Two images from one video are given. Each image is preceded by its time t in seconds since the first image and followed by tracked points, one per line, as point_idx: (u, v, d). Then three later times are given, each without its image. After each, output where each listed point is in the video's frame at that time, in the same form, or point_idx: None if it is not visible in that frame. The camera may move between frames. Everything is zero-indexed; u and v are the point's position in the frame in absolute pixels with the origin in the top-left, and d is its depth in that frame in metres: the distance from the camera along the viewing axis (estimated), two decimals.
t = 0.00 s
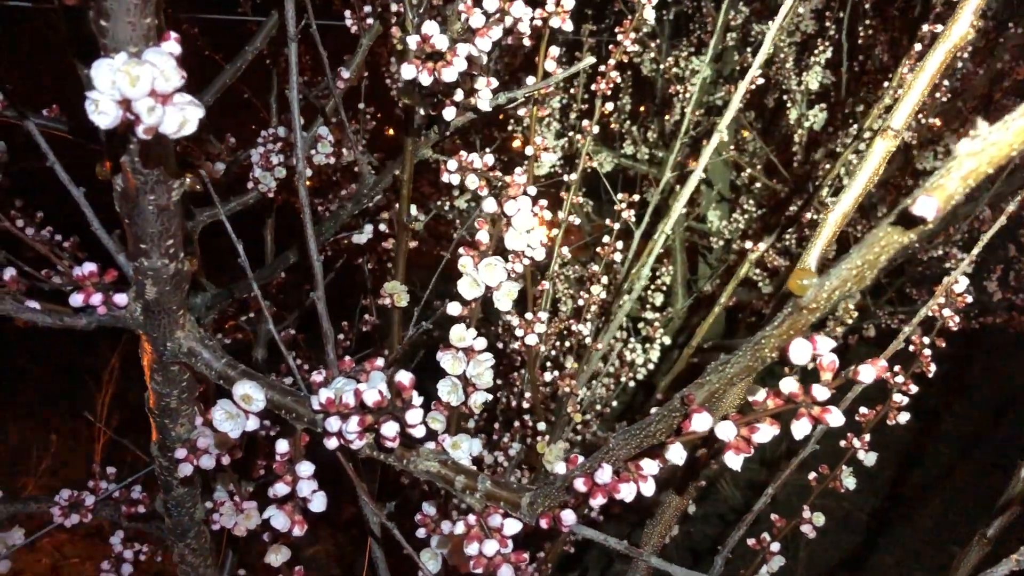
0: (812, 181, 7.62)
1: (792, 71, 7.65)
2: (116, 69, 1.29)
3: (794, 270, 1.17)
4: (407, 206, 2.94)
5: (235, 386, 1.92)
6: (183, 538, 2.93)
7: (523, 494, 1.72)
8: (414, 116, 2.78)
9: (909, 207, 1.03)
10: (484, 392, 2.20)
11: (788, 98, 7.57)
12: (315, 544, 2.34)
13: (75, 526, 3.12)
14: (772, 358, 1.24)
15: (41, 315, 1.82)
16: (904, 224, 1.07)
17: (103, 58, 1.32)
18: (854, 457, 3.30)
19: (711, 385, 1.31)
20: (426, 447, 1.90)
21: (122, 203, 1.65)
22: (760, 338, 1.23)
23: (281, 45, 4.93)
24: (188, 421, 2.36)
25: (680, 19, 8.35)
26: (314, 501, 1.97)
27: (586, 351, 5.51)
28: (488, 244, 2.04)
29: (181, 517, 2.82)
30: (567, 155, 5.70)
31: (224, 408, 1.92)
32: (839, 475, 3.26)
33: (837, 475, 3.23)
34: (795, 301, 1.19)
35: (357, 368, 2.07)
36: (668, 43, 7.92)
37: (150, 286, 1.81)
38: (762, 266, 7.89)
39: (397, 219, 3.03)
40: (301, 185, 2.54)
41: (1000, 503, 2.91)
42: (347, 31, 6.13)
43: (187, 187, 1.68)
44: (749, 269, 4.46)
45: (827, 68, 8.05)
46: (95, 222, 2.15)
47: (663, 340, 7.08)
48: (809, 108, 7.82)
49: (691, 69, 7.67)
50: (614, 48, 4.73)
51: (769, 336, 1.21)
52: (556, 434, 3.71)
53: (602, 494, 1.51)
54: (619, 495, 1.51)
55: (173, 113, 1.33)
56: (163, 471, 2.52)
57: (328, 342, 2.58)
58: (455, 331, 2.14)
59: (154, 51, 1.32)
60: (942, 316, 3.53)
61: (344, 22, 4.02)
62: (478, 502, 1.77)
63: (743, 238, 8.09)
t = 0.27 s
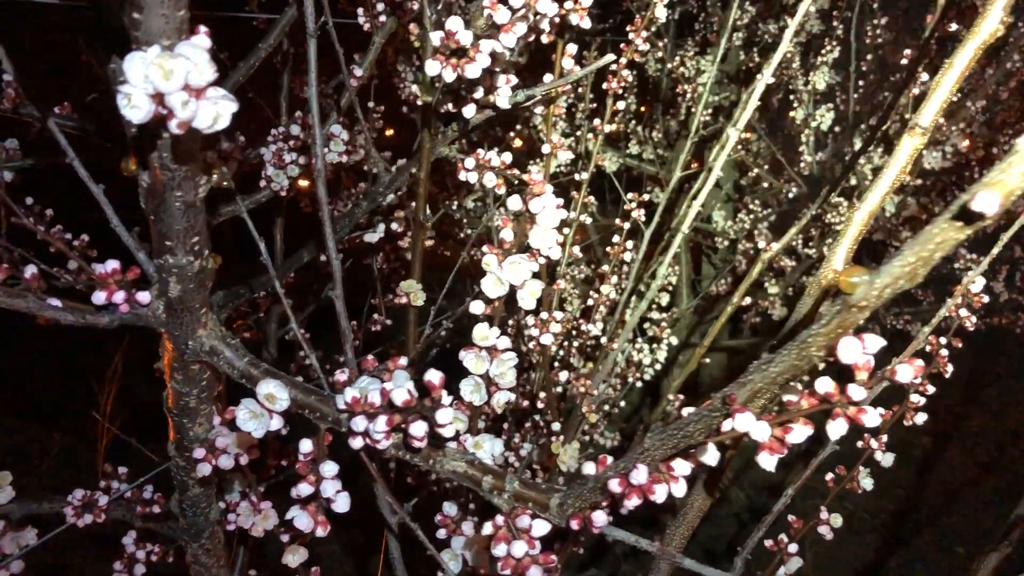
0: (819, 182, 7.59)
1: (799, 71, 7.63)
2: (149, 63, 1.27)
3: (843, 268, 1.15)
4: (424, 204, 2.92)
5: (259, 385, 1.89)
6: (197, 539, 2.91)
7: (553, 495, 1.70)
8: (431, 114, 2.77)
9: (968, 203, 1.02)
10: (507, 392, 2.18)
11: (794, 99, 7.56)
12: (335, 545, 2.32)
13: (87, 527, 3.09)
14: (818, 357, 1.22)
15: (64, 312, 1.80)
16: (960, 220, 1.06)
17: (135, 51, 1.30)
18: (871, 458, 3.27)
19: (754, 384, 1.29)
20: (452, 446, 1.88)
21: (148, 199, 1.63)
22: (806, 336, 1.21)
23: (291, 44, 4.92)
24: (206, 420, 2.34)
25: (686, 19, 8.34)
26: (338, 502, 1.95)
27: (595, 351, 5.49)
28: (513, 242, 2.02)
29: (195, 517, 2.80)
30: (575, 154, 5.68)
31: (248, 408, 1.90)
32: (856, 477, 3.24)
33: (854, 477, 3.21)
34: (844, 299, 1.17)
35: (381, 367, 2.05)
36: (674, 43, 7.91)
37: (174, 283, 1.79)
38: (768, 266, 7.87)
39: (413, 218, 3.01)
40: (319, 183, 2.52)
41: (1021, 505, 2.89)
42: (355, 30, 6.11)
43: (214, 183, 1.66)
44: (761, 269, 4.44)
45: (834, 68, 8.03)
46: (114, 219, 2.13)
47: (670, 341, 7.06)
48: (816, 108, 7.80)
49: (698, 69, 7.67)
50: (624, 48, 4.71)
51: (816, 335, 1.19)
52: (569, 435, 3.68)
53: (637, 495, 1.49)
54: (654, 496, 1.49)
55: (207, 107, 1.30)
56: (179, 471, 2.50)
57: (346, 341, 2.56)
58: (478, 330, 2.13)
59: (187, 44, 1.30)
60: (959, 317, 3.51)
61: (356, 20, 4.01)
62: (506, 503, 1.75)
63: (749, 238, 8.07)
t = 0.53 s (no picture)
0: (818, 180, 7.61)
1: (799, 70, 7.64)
2: (187, 53, 1.25)
3: (898, 261, 1.13)
4: (437, 201, 2.89)
5: (283, 382, 1.87)
6: (208, 539, 2.88)
7: (584, 493, 1.69)
8: (445, 111, 2.75)
9: None
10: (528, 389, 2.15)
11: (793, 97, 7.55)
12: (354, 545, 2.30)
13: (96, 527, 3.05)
14: (869, 352, 1.21)
15: (86, 308, 1.77)
16: None
17: (171, 40, 1.28)
18: (884, 455, 3.26)
19: (802, 380, 1.28)
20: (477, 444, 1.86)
21: (176, 193, 1.61)
22: (858, 331, 1.20)
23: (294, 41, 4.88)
24: (222, 419, 2.31)
25: (686, 18, 8.34)
26: (362, 501, 1.92)
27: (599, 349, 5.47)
28: (537, 238, 2.00)
29: (207, 517, 2.77)
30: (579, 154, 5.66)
31: (271, 405, 1.88)
32: (870, 475, 3.23)
33: (868, 474, 3.20)
34: (899, 293, 1.16)
35: (403, 364, 2.03)
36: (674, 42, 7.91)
37: (198, 279, 1.76)
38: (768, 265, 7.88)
39: (425, 215, 2.98)
40: (335, 178, 2.49)
41: None
42: (356, 28, 6.09)
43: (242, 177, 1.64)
44: (767, 268, 4.41)
45: (834, 67, 8.03)
46: (132, 215, 2.10)
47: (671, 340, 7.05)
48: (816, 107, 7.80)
49: (698, 68, 7.67)
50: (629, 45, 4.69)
51: (869, 328, 1.18)
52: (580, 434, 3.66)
53: (675, 493, 1.48)
54: (693, 494, 1.48)
55: (245, 98, 1.28)
56: (194, 469, 2.47)
57: (362, 338, 2.53)
58: (501, 326, 2.12)
59: (225, 33, 1.27)
60: (970, 315, 3.50)
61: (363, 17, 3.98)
62: (536, 501, 1.73)
63: (748, 237, 8.07)
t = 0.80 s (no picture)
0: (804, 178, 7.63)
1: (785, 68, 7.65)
2: (209, 50, 1.22)
3: (937, 262, 1.13)
4: (438, 200, 2.87)
5: (293, 384, 1.84)
6: (206, 541, 2.84)
7: (602, 495, 1.67)
8: (447, 109, 2.73)
9: None
10: (538, 390, 2.13)
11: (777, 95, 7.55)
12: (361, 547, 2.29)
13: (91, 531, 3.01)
14: (906, 354, 1.20)
15: (92, 310, 1.74)
16: None
17: (192, 36, 1.24)
18: (882, 453, 3.27)
19: (835, 382, 1.27)
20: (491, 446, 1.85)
21: (188, 193, 1.58)
22: (894, 332, 1.19)
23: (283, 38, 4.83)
24: (225, 421, 2.27)
25: (672, 16, 8.33)
26: (373, 504, 1.90)
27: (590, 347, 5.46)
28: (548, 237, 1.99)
29: (206, 520, 2.73)
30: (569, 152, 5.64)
31: (282, 407, 1.85)
32: (868, 472, 3.23)
33: (867, 472, 3.20)
34: (937, 294, 1.15)
35: (413, 365, 2.01)
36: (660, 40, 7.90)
37: (208, 280, 1.73)
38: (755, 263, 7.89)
39: (425, 213, 2.96)
40: (338, 177, 2.46)
41: None
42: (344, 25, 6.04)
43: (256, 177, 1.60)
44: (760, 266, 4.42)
45: (819, 66, 8.06)
46: (135, 214, 2.06)
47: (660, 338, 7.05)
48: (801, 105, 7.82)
49: (685, 66, 7.67)
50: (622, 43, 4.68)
51: (906, 330, 1.17)
52: (577, 433, 3.64)
53: (699, 496, 1.47)
54: (718, 496, 1.46)
55: (269, 96, 1.24)
56: (194, 472, 2.44)
57: (365, 338, 2.50)
58: (510, 328, 2.10)
59: (248, 29, 1.24)
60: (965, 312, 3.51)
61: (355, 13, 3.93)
62: (552, 504, 1.72)
63: (735, 235, 8.09)
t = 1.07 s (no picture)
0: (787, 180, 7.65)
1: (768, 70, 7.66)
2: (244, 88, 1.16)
3: (980, 310, 1.12)
4: (439, 215, 2.84)
5: (308, 414, 1.82)
6: (204, 561, 2.80)
7: (623, 527, 1.66)
8: (449, 124, 2.69)
9: None
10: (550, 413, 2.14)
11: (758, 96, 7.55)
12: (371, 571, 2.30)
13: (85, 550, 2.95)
14: (945, 401, 1.19)
15: (103, 342, 1.70)
16: None
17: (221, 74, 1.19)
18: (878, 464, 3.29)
19: (871, 425, 1.27)
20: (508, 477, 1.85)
21: (206, 225, 1.54)
22: (934, 378, 1.19)
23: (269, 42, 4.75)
24: (230, 446, 2.24)
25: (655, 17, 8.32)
26: (388, 534, 1.89)
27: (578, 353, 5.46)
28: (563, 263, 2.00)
29: (206, 540, 2.69)
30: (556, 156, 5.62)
31: (297, 438, 1.82)
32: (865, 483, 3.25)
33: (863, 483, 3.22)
34: (978, 343, 1.15)
35: (426, 392, 1.99)
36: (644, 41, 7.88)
37: (222, 311, 1.70)
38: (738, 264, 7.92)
39: (425, 228, 2.93)
40: (343, 195, 2.42)
41: None
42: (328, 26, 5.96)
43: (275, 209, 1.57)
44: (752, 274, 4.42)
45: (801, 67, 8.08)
46: (141, 238, 2.02)
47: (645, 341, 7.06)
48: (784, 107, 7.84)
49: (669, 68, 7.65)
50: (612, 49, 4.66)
51: (945, 377, 1.17)
52: (574, 444, 3.62)
53: (728, 533, 1.49)
54: (746, 534, 1.49)
55: (302, 138, 1.20)
56: (197, 496, 2.40)
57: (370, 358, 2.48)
58: (522, 351, 2.06)
59: (279, 67, 1.19)
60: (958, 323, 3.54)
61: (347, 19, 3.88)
62: (572, 536, 1.71)
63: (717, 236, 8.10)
